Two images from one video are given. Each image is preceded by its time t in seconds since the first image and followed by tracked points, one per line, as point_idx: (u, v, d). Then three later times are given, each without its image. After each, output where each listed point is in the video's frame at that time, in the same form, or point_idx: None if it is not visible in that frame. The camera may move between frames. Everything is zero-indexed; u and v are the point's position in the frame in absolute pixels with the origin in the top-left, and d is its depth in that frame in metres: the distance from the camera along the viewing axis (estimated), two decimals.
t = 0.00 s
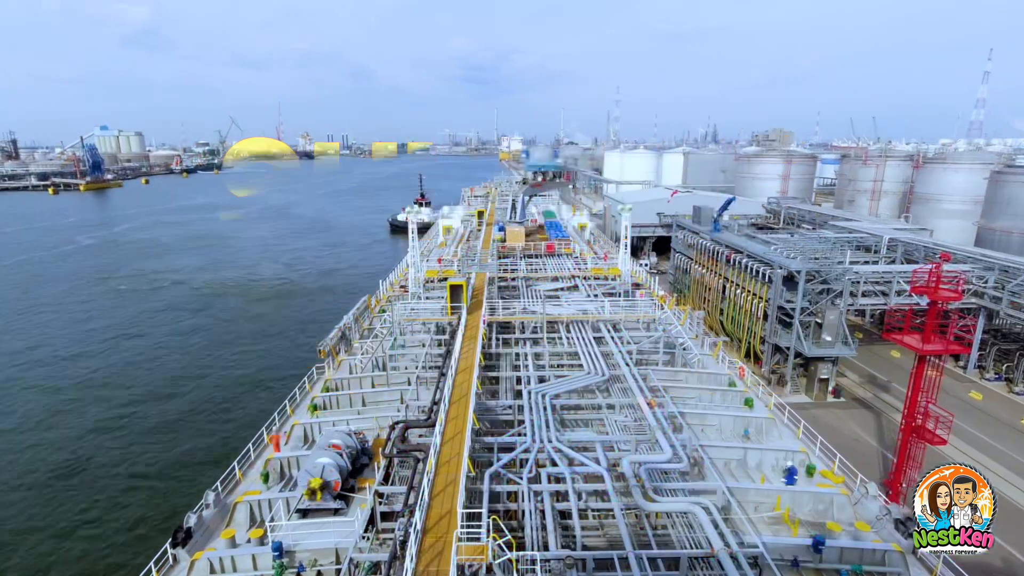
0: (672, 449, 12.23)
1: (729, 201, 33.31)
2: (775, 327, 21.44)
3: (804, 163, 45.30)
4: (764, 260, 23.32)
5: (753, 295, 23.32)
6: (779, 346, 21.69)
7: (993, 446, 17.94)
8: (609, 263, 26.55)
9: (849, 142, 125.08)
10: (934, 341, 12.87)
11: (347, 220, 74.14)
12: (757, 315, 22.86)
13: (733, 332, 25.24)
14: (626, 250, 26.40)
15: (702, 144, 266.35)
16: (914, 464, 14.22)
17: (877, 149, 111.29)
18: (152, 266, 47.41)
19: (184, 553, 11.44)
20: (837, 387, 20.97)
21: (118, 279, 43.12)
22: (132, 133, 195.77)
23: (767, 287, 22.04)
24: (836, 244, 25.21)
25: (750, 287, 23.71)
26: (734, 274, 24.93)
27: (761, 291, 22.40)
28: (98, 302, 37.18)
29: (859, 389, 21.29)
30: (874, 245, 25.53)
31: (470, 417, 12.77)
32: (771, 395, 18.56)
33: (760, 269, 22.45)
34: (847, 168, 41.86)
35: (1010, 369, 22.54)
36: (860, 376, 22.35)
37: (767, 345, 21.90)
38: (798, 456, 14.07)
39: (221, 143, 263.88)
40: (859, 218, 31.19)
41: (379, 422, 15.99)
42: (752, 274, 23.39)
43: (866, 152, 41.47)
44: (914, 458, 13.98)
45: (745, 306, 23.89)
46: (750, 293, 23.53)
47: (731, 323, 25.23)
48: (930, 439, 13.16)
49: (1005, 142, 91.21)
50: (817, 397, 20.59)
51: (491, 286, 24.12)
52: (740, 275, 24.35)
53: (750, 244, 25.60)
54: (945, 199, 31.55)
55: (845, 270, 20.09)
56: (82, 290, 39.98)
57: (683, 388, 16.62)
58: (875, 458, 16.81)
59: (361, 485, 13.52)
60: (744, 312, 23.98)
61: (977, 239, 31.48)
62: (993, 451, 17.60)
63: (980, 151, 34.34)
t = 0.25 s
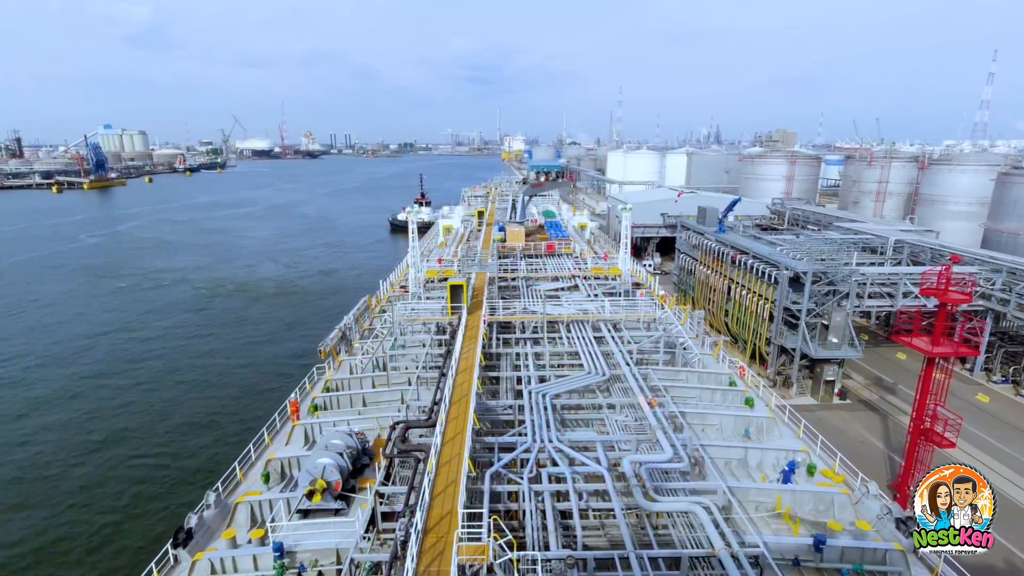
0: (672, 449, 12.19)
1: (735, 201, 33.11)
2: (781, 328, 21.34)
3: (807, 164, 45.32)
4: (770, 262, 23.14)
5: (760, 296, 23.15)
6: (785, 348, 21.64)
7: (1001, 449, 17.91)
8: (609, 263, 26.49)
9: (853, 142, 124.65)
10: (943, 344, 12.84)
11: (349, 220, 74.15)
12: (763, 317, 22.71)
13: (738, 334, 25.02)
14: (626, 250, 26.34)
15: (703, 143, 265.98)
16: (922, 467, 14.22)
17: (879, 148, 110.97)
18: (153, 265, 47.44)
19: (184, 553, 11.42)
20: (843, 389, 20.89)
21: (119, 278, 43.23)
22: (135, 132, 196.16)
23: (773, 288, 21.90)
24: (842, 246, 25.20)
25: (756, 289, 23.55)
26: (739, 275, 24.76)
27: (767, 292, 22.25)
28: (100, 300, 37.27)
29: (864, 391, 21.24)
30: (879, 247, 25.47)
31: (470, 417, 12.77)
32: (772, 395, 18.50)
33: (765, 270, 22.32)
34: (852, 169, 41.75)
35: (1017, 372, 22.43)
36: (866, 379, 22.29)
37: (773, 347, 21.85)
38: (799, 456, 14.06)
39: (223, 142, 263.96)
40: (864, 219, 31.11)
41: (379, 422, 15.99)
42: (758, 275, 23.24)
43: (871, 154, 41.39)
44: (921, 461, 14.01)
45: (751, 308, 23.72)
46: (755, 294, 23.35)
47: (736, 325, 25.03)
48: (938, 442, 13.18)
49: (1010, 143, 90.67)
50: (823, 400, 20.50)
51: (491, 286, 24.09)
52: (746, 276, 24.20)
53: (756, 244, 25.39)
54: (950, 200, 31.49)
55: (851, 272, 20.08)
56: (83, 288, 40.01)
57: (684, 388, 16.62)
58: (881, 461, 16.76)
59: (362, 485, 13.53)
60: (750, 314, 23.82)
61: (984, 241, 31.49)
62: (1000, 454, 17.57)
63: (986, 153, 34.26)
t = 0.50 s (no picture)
0: (672, 449, 12.18)
1: (740, 201, 32.95)
2: (786, 329, 21.26)
3: (811, 164, 45.35)
4: (774, 262, 23.03)
5: (764, 297, 23.01)
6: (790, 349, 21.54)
7: (1008, 451, 17.91)
8: (609, 263, 26.47)
9: (857, 143, 124.55)
10: (951, 346, 12.93)
11: (351, 220, 74.14)
12: (768, 318, 22.55)
13: (742, 335, 24.84)
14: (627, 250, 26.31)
15: (704, 143, 265.98)
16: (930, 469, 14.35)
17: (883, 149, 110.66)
18: (154, 264, 47.44)
19: (185, 553, 11.41)
20: (848, 391, 20.82)
21: (120, 276, 43.27)
22: (137, 132, 196.45)
23: (778, 289, 21.81)
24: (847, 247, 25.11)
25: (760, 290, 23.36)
26: (743, 276, 24.59)
27: (771, 293, 22.15)
28: (100, 299, 37.30)
29: (870, 393, 21.19)
30: (885, 249, 25.50)
31: (470, 417, 12.76)
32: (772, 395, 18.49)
33: (770, 271, 22.23)
34: (856, 169, 41.77)
35: None
36: (871, 380, 22.26)
37: (777, 348, 21.73)
38: (799, 456, 14.07)
39: (224, 142, 263.96)
40: (869, 220, 31.14)
41: (380, 422, 15.96)
42: (762, 275, 23.11)
43: (873, 154, 41.17)
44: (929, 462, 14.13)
45: (755, 308, 23.56)
46: (760, 295, 23.18)
47: (740, 326, 24.85)
48: (945, 444, 13.34)
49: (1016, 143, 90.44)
50: (829, 401, 20.43)
51: (491, 286, 24.07)
52: (750, 276, 24.05)
53: (760, 245, 25.25)
54: (955, 201, 31.44)
55: (857, 274, 20.02)
56: (85, 287, 40.03)
57: (684, 388, 16.63)
58: (888, 463, 16.74)
59: (362, 485, 13.52)
60: (754, 315, 23.60)
61: (990, 242, 31.44)
62: (1008, 457, 17.55)
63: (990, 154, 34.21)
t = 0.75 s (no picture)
0: (672, 449, 12.18)
1: (744, 201, 32.77)
2: (793, 330, 21.25)
3: (815, 164, 45.31)
4: (780, 263, 22.89)
5: (770, 298, 22.94)
6: (796, 349, 21.51)
7: (1015, 452, 17.91)
8: (609, 263, 26.47)
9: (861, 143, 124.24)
10: (961, 347, 12.90)
11: (354, 220, 74.20)
12: (774, 318, 22.48)
13: (748, 336, 24.76)
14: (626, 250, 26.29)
15: (706, 143, 265.73)
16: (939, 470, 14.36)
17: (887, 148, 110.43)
18: (156, 264, 47.54)
19: (184, 553, 11.42)
20: (855, 392, 20.81)
21: (121, 276, 43.37)
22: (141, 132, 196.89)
23: (784, 290, 21.72)
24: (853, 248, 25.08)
25: (766, 290, 23.29)
26: (749, 276, 24.48)
27: (778, 294, 22.05)
28: (102, 299, 37.38)
29: (876, 394, 21.19)
30: (890, 249, 25.40)
31: (470, 417, 12.77)
32: (772, 395, 18.54)
33: (776, 271, 22.12)
34: (861, 169, 41.81)
35: None
36: (878, 381, 22.25)
37: (783, 348, 21.73)
38: (799, 456, 14.05)
39: (234, 141, 264.71)
40: (873, 220, 31.08)
41: (379, 422, 15.98)
42: (768, 276, 23.00)
43: (880, 155, 41.37)
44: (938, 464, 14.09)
45: (761, 309, 23.49)
46: (766, 296, 23.10)
47: (746, 326, 24.78)
48: (955, 445, 13.22)
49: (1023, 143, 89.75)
50: (835, 403, 20.42)
51: (491, 286, 24.06)
52: (756, 277, 23.95)
53: (765, 245, 25.12)
54: (960, 200, 31.41)
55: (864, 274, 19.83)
56: (87, 287, 40.13)
57: (683, 388, 16.64)
58: (895, 465, 16.73)
59: (361, 485, 13.52)
60: (760, 315, 23.56)
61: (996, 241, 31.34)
62: (1016, 458, 17.52)
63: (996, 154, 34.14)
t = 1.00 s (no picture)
0: (672, 449, 12.18)
1: (749, 201, 32.57)
2: (799, 330, 21.16)
3: (818, 164, 45.32)
4: (786, 263, 22.86)
5: (776, 298, 22.72)
6: (802, 350, 21.36)
7: None
8: (609, 263, 26.46)
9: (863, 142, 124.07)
10: (971, 347, 12.92)
11: (355, 220, 74.22)
12: (779, 318, 22.32)
13: (753, 336, 24.59)
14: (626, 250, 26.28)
15: (711, 143, 264.77)
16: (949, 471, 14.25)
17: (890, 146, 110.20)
18: (158, 264, 47.61)
19: (184, 553, 11.43)
20: (862, 392, 20.64)
21: (122, 277, 43.42)
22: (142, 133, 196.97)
23: (790, 290, 21.61)
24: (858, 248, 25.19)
25: (772, 290, 23.14)
26: (754, 276, 24.36)
27: (783, 294, 21.95)
28: (103, 300, 37.42)
29: (883, 394, 21.04)
30: (896, 249, 25.38)
31: (470, 417, 12.77)
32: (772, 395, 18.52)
33: (781, 271, 22.07)
34: (864, 168, 41.78)
35: None
36: (884, 382, 22.10)
37: (789, 349, 21.56)
38: (799, 456, 14.05)
39: (235, 141, 264.78)
40: (877, 220, 31.01)
41: (379, 422, 15.98)
42: (773, 276, 22.91)
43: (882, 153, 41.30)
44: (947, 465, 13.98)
45: (766, 309, 23.34)
46: (772, 296, 22.97)
47: (751, 326, 24.60)
48: (965, 446, 13.13)
49: None
50: (841, 403, 20.30)
51: (491, 285, 24.08)
52: (761, 277, 23.83)
53: (771, 245, 25.07)
54: (964, 200, 31.40)
55: (871, 274, 19.99)
56: (89, 288, 40.22)
57: (683, 388, 16.65)
58: (903, 465, 16.60)
59: (361, 485, 13.53)
60: (765, 315, 23.40)
61: (1001, 241, 31.32)
62: None
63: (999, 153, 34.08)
